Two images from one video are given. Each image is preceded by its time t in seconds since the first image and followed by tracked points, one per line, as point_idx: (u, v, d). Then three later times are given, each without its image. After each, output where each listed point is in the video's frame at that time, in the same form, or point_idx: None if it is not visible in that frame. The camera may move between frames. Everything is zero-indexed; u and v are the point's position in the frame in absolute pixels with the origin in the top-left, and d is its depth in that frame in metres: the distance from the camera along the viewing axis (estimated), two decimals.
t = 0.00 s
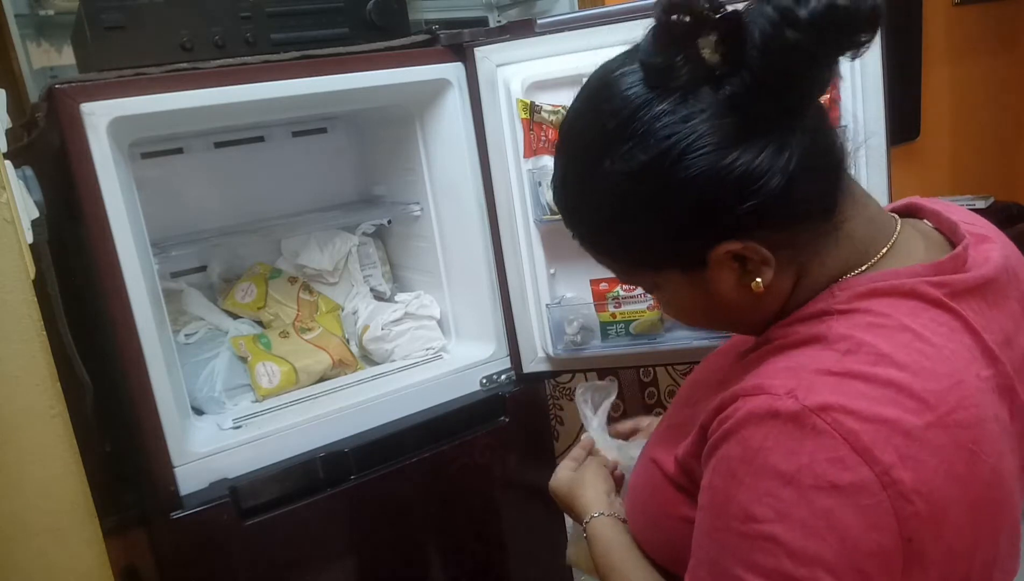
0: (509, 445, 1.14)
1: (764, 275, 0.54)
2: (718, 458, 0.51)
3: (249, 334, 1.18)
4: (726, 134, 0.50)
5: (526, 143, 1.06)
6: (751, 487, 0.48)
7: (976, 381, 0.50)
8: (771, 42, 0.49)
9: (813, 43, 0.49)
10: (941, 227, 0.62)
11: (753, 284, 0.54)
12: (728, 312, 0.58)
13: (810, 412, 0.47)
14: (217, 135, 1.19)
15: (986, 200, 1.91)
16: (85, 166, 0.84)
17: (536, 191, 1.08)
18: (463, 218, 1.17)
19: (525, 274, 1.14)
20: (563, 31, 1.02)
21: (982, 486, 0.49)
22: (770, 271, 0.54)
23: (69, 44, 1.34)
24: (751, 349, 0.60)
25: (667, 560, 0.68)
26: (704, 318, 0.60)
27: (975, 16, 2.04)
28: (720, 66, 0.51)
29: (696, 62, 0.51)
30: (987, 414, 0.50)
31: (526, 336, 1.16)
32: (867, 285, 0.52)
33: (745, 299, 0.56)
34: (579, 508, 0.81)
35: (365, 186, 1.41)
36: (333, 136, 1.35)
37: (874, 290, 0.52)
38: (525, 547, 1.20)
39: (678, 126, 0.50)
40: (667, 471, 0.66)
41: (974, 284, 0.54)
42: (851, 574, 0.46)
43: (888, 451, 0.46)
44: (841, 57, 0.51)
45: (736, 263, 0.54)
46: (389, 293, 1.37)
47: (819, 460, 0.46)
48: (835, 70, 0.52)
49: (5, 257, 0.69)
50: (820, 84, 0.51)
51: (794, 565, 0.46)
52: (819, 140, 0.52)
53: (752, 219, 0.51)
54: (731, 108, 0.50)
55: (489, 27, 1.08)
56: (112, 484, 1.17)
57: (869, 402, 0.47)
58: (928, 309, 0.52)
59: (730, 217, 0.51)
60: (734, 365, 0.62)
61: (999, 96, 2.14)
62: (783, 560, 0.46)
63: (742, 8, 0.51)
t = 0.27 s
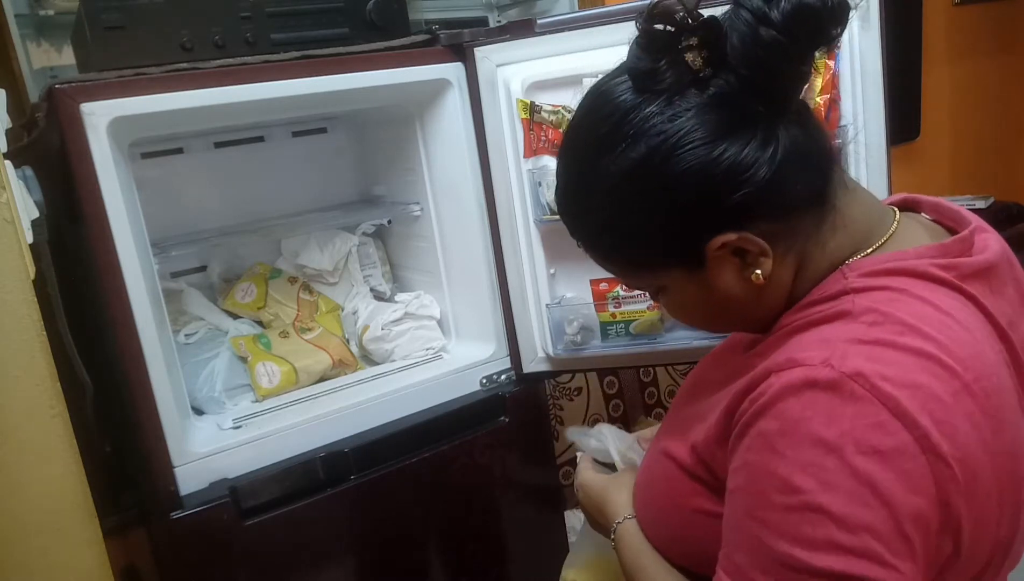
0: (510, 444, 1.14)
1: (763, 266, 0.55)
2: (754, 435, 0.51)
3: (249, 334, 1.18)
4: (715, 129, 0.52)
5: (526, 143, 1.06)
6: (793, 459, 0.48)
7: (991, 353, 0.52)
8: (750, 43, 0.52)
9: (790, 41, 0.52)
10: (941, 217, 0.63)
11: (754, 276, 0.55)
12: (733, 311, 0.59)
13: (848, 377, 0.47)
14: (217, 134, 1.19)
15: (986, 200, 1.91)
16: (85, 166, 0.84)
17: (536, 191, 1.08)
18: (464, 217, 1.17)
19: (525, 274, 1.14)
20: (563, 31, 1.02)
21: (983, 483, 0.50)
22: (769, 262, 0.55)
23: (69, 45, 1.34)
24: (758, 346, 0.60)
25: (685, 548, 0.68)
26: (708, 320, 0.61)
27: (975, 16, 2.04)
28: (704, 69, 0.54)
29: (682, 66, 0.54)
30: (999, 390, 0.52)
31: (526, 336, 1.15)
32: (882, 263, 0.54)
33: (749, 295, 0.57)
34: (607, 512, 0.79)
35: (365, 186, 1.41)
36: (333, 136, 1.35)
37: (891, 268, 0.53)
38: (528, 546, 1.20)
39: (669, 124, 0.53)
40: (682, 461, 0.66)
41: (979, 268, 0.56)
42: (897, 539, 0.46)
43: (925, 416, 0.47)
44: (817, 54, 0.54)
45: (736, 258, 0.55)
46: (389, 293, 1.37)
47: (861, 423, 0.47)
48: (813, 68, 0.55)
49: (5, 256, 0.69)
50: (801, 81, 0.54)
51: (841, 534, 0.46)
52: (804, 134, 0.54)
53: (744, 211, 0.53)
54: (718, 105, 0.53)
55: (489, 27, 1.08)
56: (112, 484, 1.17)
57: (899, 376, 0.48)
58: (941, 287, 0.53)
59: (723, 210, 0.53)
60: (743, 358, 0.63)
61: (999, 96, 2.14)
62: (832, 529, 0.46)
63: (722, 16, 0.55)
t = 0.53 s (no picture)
0: (510, 444, 1.14)
1: (764, 270, 0.55)
2: (765, 428, 0.52)
3: (249, 334, 1.18)
4: (713, 135, 0.53)
5: (526, 143, 1.06)
6: (806, 449, 0.48)
7: (995, 343, 0.53)
8: (745, 48, 0.53)
9: (784, 47, 0.53)
10: (937, 211, 0.63)
11: (755, 280, 0.56)
12: (734, 317, 0.59)
13: (860, 367, 0.48)
14: (217, 134, 1.19)
15: (986, 200, 1.92)
16: (85, 166, 0.84)
17: (536, 191, 1.08)
18: (464, 217, 1.17)
19: (525, 274, 1.14)
20: (563, 31, 1.02)
21: (986, 479, 0.50)
22: (770, 265, 0.55)
23: (69, 44, 1.34)
24: (759, 348, 0.60)
25: (693, 544, 0.68)
26: (710, 326, 0.61)
27: (975, 17, 2.04)
28: (700, 76, 0.55)
29: (678, 74, 0.55)
30: (1005, 382, 0.52)
31: (526, 336, 1.16)
32: (886, 257, 0.54)
33: (750, 300, 0.57)
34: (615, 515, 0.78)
35: (365, 186, 1.41)
36: (333, 136, 1.35)
37: (895, 261, 0.54)
38: (529, 546, 1.20)
39: (668, 131, 0.53)
40: (687, 459, 0.66)
41: (980, 260, 0.57)
42: (908, 526, 0.46)
43: (936, 405, 0.47)
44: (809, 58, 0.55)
45: (737, 261, 0.55)
46: (389, 293, 1.37)
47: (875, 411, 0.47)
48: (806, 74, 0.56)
49: (5, 256, 0.69)
50: (796, 86, 0.55)
51: (852, 523, 0.46)
52: (801, 138, 0.55)
53: (745, 214, 0.53)
54: (715, 111, 0.53)
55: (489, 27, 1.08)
56: (112, 483, 1.17)
57: (912, 366, 0.48)
58: (944, 279, 0.54)
59: (724, 214, 0.53)
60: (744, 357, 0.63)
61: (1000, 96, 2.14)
62: (844, 519, 0.46)
63: (715, 25, 0.56)
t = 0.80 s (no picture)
0: (510, 444, 1.14)
1: (756, 270, 0.55)
2: (762, 427, 0.52)
3: (249, 334, 1.18)
4: (698, 139, 0.53)
5: (526, 143, 1.06)
6: (802, 449, 0.49)
7: (992, 337, 0.53)
8: (725, 53, 0.53)
9: (765, 50, 0.53)
10: (931, 208, 0.64)
11: (747, 281, 0.55)
12: (728, 317, 0.59)
13: (854, 367, 0.48)
14: (217, 134, 1.19)
15: (986, 200, 1.92)
16: (85, 166, 0.84)
17: (536, 191, 1.08)
18: (464, 217, 1.17)
19: (525, 274, 1.14)
20: (563, 31, 1.02)
21: (985, 479, 0.50)
22: (763, 266, 0.55)
23: (69, 45, 1.34)
24: (756, 348, 0.60)
25: (694, 542, 0.68)
26: (705, 327, 0.61)
27: (975, 16, 2.04)
28: (684, 82, 0.55)
29: (662, 81, 0.56)
30: (1003, 378, 0.52)
31: (526, 336, 1.16)
32: (880, 255, 0.54)
33: (744, 301, 0.57)
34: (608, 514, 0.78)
35: (365, 186, 1.41)
36: (333, 136, 1.35)
37: (889, 260, 0.54)
38: (529, 545, 1.20)
39: (652, 137, 0.54)
40: (688, 459, 0.66)
41: (975, 256, 0.57)
42: (905, 524, 0.46)
43: (931, 401, 0.47)
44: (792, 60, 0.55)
45: (729, 262, 0.55)
46: (389, 293, 1.37)
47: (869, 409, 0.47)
48: (791, 74, 0.56)
49: (5, 256, 0.69)
50: (781, 87, 0.55)
51: (852, 521, 0.46)
52: (788, 139, 0.55)
53: (734, 217, 0.53)
54: (700, 115, 0.54)
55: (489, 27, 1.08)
56: (113, 483, 1.17)
57: (907, 365, 0.48)
58: (940, 275, 0.54)
59: (712, 217, 0.53)
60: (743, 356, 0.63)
61: (999, 96, 2.14)
62: (842, 518, 0.47)
63: (698, 30, 0.56)
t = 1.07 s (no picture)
0: (510, 444, 1.14)
1: (754, 268, 0.55)
2: (758, 426, 0.52)
3: (249, 334, 1.18)
4: (697, 136, 0.53)
5: (526, 143, 1.06)
6: (796, 448, 0.49)
7: (989, 339, 0.52)
8: (725, 51, 0.53)
9: (764, 48, 0.53)
10: (932, 209, 0.63)
11: (745, 278, 0.56)
12: (726, 315, 0.59)
13: (849, 367, 0.48)
14: (217, 135, 1.19)
15: (986, 199, 1.92)
16: (85, 166, 0.84)
17: (536, 191, 1.08)
18: (463, 217, 1.17)
19: (525, 274, 1.14)
20: (563, 31, 1.02)
21: (984, 479, 0.50)
22: (760, 264, 0.55)
23: (69, 45, 1.34)
24: (756, 346, 0.60)
25: (691, 541, 0.68)
26: (703, 324, 0.61)
27: (975, 16, 2.04)
28: (684, 80, 0.55)
29: (662, 78, 0.56)
30: (1000, 380, 0.52)
31: (526, 336, 1.16)
32: (879, 255, 0.54)
33: (743, 299, 0.57)
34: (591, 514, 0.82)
35: (365, 186, 1.41)
36: (333, 136, 1.35)
37: (887, 260, 0.53)
38: (529, 546, 1.20)
39: (651, 134, 0.54)
40: (686, 458, 0.66)
41: (973, 257, 0.56)
42: (897, 525, 0.46)
43: (925, 402, 0.47)
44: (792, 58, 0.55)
45: (727, 260, 0.55)
46: (389, 293, 1.37)
47: (862, 410, 0.47)
48: (792, 73, 0.56)
49: (5, 256, 0.69)
50: (781, 86, 0.55)
51: (844, 520, 0.47)
52: (788, 137, 0.55)
53: (732, 215, 0.53)
54: (699, 112, 0.54)
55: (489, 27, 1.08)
56: (112, 483, 1.17)
57: (902, 365, 0.48)
58: (938, 276, 0.54)
59: (710, 214, 0.53)
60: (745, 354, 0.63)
61: (999, 96, 2.14)
62: (834, 518, 0.47)
63: (698, 29, 0.56)
